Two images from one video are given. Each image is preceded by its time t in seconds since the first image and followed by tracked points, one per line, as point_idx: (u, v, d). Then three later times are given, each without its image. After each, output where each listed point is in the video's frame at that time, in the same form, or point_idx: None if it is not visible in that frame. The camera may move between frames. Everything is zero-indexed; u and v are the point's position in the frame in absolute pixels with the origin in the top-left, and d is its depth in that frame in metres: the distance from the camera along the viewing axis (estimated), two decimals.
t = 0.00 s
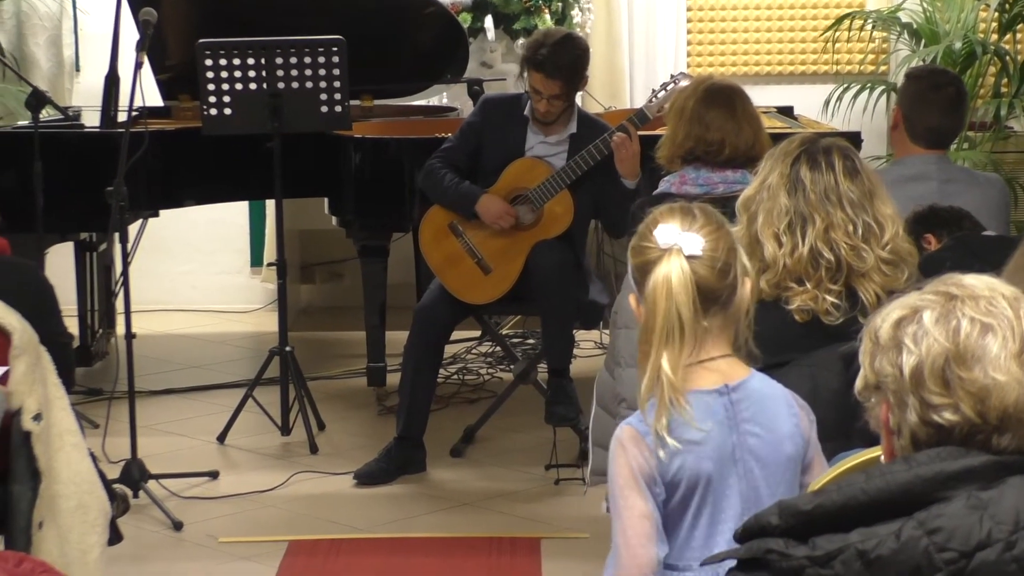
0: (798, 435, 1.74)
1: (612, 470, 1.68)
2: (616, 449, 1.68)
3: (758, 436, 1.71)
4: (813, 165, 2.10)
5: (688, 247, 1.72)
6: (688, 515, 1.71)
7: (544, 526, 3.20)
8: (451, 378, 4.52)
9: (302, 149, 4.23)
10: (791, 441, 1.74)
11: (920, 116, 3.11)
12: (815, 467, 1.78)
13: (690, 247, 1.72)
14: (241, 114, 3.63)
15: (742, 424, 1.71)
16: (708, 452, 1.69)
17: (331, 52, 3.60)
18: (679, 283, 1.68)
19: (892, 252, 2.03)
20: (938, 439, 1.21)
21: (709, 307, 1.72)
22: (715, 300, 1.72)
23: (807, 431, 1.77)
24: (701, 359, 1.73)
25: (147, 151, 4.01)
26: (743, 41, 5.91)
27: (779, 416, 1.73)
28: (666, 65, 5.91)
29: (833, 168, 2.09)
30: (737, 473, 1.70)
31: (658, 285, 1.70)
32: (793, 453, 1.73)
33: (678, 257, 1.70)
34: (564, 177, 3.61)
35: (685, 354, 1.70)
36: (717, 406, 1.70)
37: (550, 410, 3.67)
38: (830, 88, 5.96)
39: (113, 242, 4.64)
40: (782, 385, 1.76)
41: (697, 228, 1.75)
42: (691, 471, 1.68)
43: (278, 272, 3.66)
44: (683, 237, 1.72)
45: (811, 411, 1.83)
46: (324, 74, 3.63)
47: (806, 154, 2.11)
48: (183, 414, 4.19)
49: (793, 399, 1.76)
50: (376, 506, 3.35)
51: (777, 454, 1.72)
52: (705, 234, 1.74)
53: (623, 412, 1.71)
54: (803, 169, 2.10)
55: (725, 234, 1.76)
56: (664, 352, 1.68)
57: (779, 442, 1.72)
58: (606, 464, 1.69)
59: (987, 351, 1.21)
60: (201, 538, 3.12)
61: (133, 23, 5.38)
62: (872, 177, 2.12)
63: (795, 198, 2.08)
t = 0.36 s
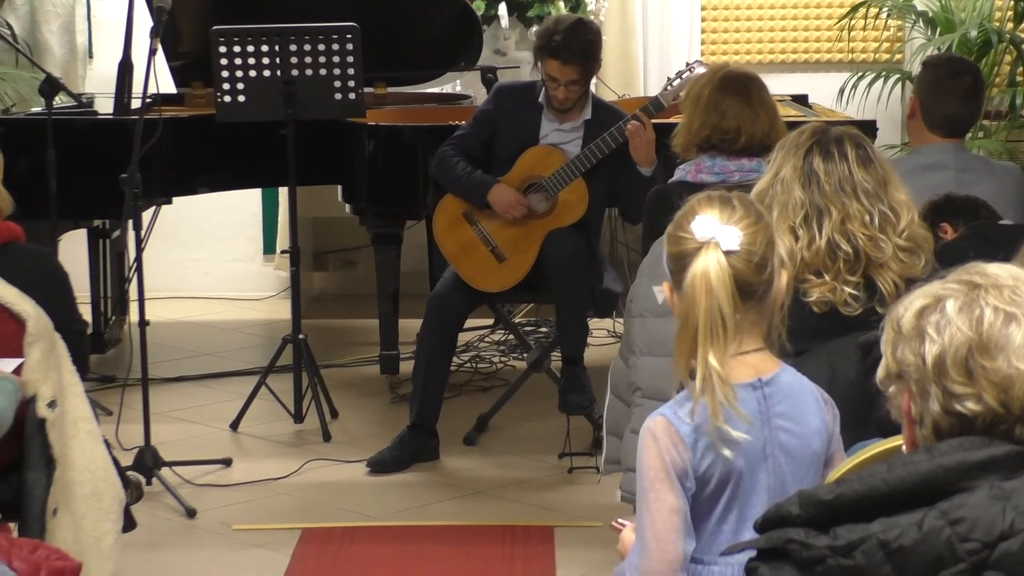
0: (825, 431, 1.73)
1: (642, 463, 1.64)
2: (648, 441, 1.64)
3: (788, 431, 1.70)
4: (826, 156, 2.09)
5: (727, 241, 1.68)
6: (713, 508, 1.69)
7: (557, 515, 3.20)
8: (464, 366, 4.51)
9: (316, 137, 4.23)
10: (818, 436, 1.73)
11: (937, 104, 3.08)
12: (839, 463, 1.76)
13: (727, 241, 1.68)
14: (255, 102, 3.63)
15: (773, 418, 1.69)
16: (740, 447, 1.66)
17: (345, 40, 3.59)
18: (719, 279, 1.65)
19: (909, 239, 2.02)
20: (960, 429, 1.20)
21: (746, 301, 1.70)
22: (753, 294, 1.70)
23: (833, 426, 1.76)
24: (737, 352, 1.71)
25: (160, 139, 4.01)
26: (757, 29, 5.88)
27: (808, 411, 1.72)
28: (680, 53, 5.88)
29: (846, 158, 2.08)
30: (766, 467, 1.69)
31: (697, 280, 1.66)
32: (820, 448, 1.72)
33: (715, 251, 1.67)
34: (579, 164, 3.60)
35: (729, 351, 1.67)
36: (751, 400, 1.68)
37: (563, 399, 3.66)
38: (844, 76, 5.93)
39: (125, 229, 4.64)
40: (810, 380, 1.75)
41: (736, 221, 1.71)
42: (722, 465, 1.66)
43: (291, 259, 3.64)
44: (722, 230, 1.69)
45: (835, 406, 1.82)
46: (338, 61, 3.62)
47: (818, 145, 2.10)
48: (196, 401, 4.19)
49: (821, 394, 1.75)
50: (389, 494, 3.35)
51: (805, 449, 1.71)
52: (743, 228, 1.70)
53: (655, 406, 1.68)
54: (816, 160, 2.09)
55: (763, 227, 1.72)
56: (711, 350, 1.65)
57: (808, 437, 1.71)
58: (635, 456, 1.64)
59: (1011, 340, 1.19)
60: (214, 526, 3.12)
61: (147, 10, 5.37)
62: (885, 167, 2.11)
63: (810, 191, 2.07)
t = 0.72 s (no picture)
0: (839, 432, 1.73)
1: (660, 462, 1.62)
2: (665, 440, 1.62)
3: (804, 432, 1.69)
4: (835, 147, 2.08)
5: (755, 240, 1.66)
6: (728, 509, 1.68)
7: (566, 506, 3.20)
8: (473, 356, 4.51)
9: (326, 126, 4.23)
10: (833, 438, 1.72)
11: (949, 95, 3.05)
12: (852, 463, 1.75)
13: (754, 240, 1.66)
14: (265, 91, 3.63)
15: (788, 419, 1.68)
16: (757, 446, 1.65)
17: (355, 28, 3.58)
18: (746, 277, 1.64)
19: (920, 227, 2.02)
20: (975, 422, 1.20)
21: (769, 301, 1.68)
22: (777, 295, 1.68)
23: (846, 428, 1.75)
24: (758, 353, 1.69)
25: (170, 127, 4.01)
26: (768, 19, 5.86)
27: (823, 413, 1.71)
28: (691, 48, 5.85)
29: (855, 148, 2.07)
30: (783, 468, 1.67)
31: (724, 278, 1.65)
32: (834, 450, 1.71)
33: (743, 249, 1.65)
34: (590, 154, 3.59)
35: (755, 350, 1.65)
36: (769, 400, 1.67)
37: (573, 389, 3.66)
38: (855, 67, 5.91)
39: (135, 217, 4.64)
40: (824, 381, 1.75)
41: (763, 218, 1.69)
42: (740, 463, 1.65)
43: (301, 248, 3.64)
44: (750, 228, 1.67)
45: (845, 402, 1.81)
46: (347, 50, 3.61)
47: (827, 136, 2.09)
48: (205, 390, 4.20)
49: (834, 395, 1.75)
50: (398, 484, 3.35)
51: (820, 450, 1.70)
52: (769, 226, 1.68)
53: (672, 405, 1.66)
54: (826, 150, 2.08)
55: (789, 226, 1.70)
56: (737, 351, 1.64)
57: (823, 438, 1.70)
58: (651, 456, 1.63)
59: None
60: (223, 515, 3.13)
61: None
62: (893, 156, 2.10)
63: (819, 181, 2.06)
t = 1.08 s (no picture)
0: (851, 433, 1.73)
1: (685, 466, 1.61)
2: (690, 444, 1.61)
3: (824, 433, 1.68)
4: (848, 144, 2.07)
5: (776, 248, 1.64)
6: (755, 510, 1.67)
7: (574, 501, 3.20)
8: (480, 351, 4.52)
9: (334, 120, 4.23)
10: (847, 438, 1.72)
11: (958, 92, 3.04)
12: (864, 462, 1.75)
13: (774, 247, 1.65)
14: (273, 84, 3.62)
15: (809, 421, 1.68)
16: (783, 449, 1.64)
17: (364, 23, 3.57)
18: (766, 285, 1.62)
19: (930, 225, 2.02)
20: (983, 418, 1.20)
21: (787, 307, 1.67)
22: (796, 301, 1.67)
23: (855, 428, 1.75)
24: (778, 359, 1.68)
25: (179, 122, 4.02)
26: (777, 14, 5.85)
27: (837, 414, 1.71)
28: (699, 42, 5.86)
29: (868, 145, 2.07)
30: (807, 469, 1.66)
31: (745, 287, 1.62)
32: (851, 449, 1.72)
33: (762, 256, 1.63)
34: (605, 147, 3.59)
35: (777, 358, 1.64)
36: (790, 403, 1.66)
37: (580, 384, 3.65)
38: (864, 63, 5.89)
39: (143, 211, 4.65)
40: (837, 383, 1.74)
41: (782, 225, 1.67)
42: (766, 466, 1.64)
43: (310, 242, 3.64)
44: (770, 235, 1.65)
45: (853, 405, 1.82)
46: (356, 45, 3.61)
47: (840, 133, 2.09)
48: (213, 384, 4.21)
49: (844, 396, 1.74)
50: (405, 479, 3.36)
51: (838, 451, 1.70)
52: (790, 235, 1.67)
53: (692, 409, 1.65)
54: (838, 147, 2.07)
55: (808, 233, 1.69)
56: (759, 360, 1.62)
57: (840, 439, 1.70)
58: (676, 459, 1.61)
59: None
60: (231, 509, 3.14)
61: None
62: (905, 153, 2.10)
63: (832, 179, 2.05)
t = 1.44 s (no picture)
0: (854, 437, 1.73)
1: (687, 470, 1.61)
2: (691, 448, 1.61)
3: (826, 438, 1.68)
4: (855, 145, 2.07)
5: (783, 249, 1.65)
6: (754, 514, 1.67)
7: (579, 502, 3.21)
8: (486, 352, 4.52)
9: (340, 122, 4.24)
10: (850, 443, 1.72)
11: (963, 94, 3.04)
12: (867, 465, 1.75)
13: (782, 248, 1.65)
14: (280, 86, 3.63)
15: (811, 426, 1.68)
16: (784, 454, 1.64)
17: (370, 24, 3.59)
18: (772, 285, 1.62)
19: (934, 226, 2.02)
20: (983, 419, 1.20)
21: (793, 309, 1.67)
22: (802, 302, 1.67)
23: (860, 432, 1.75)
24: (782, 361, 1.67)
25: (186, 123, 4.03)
26: (783, 16, 5.85)
27: (840, 418, 1.71)
28: (705, 45, 5.82)
29: (875, 147, 2.06)
30: (807, 474, 1.67)
31: (751, 286, 1.63)
32: (853, 454, 1.71)
33: (769, 257, 1.64)
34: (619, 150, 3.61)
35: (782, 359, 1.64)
36: (793, 407, 1.66)
37: (585, 385, 3.65)
38: (869, 64, 5.89)
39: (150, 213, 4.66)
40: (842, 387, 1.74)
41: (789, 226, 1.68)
42: (766, 471, 1.64)
43: (316, 243, 3.65)
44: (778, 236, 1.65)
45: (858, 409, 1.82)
46: (362, 46, 3.62)
47: (846, 134, 2.08)
48: (219, 385, 4.22)
49: (849, 400, 1.74)
50: (411, 479, 3.36)
51: (840, 455, 1.70)
52: (797, 236, 1.67)
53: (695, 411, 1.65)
54: (845, 148, 2.07)
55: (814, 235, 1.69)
56: (762, 359, 1.63)
57: (842, 444, 1.70)
58: (677, 463, 1.62)
59: None
60: (237, 509, 3.15)
61: None
62: (911, 154, 2.11)
63: (839, 180, 2.04)
